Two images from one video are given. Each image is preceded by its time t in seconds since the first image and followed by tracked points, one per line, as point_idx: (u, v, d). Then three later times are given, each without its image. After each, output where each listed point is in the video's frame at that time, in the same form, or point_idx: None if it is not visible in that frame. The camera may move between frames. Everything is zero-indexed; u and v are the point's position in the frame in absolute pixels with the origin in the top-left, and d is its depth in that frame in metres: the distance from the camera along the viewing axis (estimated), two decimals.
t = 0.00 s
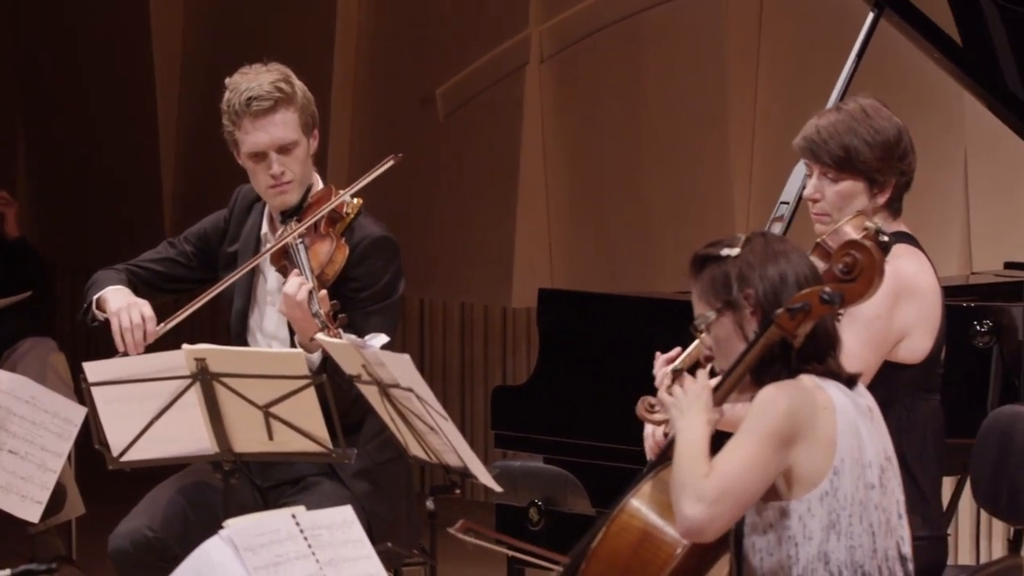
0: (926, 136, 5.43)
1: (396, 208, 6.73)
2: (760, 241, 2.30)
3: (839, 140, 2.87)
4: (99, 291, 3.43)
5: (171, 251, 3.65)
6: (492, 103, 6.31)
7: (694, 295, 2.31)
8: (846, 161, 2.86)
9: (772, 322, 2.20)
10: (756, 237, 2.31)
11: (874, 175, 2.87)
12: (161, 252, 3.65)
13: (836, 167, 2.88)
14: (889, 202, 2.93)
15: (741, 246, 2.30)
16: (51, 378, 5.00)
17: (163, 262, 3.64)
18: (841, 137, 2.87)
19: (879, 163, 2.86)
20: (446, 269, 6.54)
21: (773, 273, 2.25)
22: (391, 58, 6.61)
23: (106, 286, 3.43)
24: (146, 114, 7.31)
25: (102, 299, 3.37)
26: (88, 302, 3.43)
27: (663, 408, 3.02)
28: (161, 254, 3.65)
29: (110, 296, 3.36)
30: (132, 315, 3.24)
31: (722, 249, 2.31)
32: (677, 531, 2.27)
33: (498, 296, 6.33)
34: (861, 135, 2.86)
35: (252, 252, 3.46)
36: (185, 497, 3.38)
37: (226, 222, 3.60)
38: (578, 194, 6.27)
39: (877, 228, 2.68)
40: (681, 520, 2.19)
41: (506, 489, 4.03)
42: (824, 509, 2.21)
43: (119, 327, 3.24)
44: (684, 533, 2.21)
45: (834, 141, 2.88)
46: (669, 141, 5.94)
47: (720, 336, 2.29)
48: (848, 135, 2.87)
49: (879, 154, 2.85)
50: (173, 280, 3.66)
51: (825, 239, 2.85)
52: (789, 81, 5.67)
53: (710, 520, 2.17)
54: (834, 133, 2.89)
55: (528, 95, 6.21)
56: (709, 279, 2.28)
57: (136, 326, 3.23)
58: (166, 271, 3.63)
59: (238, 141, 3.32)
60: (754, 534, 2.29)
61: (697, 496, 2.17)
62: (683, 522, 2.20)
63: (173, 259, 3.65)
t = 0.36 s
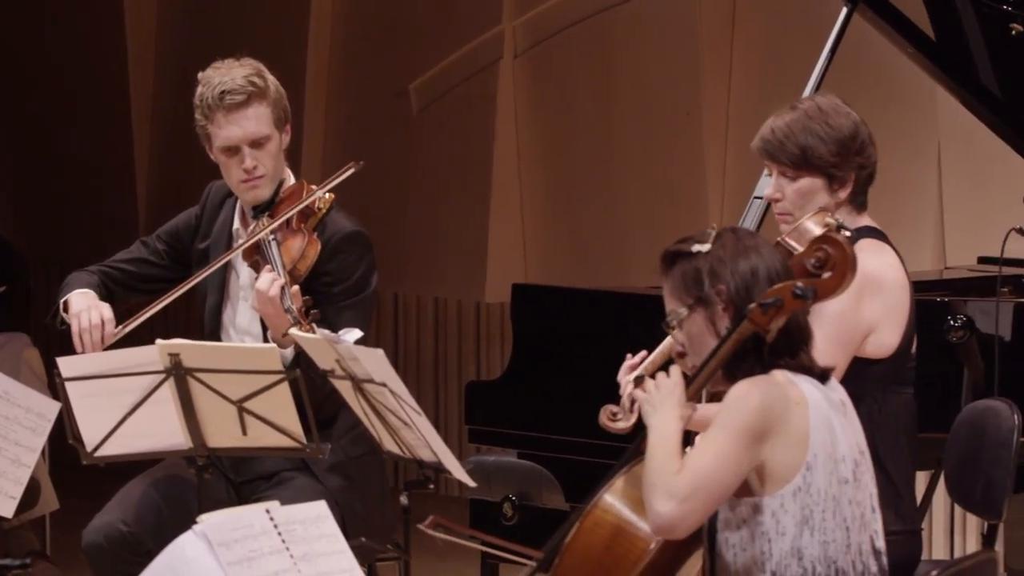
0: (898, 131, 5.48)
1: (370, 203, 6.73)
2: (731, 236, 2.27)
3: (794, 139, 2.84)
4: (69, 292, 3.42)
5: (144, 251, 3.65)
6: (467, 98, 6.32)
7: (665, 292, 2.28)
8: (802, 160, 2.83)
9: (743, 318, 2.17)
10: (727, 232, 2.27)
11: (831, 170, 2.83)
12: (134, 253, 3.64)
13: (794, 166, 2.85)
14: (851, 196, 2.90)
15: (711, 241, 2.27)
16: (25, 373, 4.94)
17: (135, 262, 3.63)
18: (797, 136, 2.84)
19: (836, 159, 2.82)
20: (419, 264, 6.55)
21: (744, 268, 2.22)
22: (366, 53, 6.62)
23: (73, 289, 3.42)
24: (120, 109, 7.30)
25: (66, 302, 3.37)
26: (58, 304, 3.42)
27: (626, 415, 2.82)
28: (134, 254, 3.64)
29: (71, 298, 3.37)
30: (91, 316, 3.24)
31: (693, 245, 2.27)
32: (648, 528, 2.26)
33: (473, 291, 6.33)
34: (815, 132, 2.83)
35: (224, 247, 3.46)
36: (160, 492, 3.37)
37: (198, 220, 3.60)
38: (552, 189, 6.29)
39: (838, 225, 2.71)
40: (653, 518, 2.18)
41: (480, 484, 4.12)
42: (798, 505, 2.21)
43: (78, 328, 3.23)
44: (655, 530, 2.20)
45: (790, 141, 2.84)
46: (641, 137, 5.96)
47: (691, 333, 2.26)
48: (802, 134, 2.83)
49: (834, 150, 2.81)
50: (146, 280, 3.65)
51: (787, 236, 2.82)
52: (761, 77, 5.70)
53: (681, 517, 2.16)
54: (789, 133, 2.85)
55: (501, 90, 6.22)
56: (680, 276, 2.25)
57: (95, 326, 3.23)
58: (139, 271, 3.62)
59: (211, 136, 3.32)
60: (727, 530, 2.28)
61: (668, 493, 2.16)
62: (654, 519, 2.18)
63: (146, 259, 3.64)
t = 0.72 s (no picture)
0: (886, 126, 5.50)
1: (357, 199, 6.74)
2: (714, 231, 2.27)
3: (767, 142, 2.81)
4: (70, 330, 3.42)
5: (133, 266, 3.64)
6: (454, 93, 6.32)
7: (649, 287, 2.27)
8: (779, 161, 2.80)
9: (731, 313, 2.17)
10: (710, 229, 2.28)
11: (808, 167, 2.81)
12: (123, 270, 3.64)
13: (771, 167, 2.82)
14: (830, 192, 2.88)
15: (695, 238, 2.26)
16: (12, 368, 4.90)
17: (126, 278, 3.62)
18: (772, 138, 2.81)
19: (812, 156, 2.79)
20: (407, 259, 6.56)
21: (729, 264, 2.22)
22: (353, 48, 6.63)
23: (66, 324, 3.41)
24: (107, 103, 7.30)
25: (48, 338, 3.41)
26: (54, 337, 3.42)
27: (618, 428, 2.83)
28: (124, 272, 3.63)
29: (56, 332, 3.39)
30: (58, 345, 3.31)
31: (677, 242, 2.26)
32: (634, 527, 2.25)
33: (461, 286, 6.34)
34: (788, 132, 2.80)
35: (207, 256, 3.46)
36: (149, 486, 3.38)
37: (180, 221, 3.59)
38: (539, 183, 6.31)
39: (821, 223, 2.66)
40: (638, 516, 2.17)
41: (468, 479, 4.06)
42: (785, 501, 2.22)
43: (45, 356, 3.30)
44: (641, 529, 2.19)
45: (765, 142, 2.81)
46: (629, 133, 5.98)
47: (677, 329, 2.25)
48: (776, 135, 2.81)
49: (809, 147, 2.79)
50: (139, 295, 3.64)
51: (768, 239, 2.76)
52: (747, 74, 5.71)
53: (666, 516, 2.15)
54: (764, 135, 2.82)
55: (487, 85, 6.23)
56: (665, 272, 2.24)
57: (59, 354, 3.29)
58: (132, 288, 3.61)
59: (190, 138, 3.31)
60: (714, 527, 2.28)
61: (652, 491, 2.14)
62: (639, 518, 2.17)
63: (137, 273, 3.63)
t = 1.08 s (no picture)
0: (880, 119, 5.50)
1: (352, 192, 6.75)
2: (705, 226, 2.24)
3: (757, 138, 2.81)
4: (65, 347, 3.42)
5: (128, 273, 3.63)
6: (448, 86, 6.33)
7: (636, 279, 2.25)
8: (769, 157, 2.80)
9: (726, 308, 2.13)
10: (700, 224, 2.24)
11: (798, 163, 2.81)
12: (121, 278, 3.63)
13: (762, 164, 2.82)
14: (820, 186, 2.88)
15: (686, 232, 2.24)
16: (5, 362, 4.90)
17: (124, 286, 3.62)
18: (760, 135, 2.81)
19: (801, 152, 2.80)
20: (401, 253, 6.57)
21: (719, 260, 2.19)
22: (347, 41, 6.64)
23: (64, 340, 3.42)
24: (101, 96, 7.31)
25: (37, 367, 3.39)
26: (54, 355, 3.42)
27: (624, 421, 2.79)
28: (121, 280, 3.62)
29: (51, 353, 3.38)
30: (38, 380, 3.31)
31: (667, 236, 2.24)
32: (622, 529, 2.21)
33: (455, 279, 6.35)
34: (778, 129, 2.80)
35: (190, 264, 3.46)
36: (140, 480, 3.37)
37: (167, 221, 3.58)
38: (532, 176, 6.30)
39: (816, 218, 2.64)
40: (624, 518, 2.14)
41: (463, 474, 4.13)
42: (778, 496, 2.15)
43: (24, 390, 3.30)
44: (627, 531, 2.15)
45: (754, 140, 2.82)
46: (623, 126, 5.98)
47: (665, 325, 2.22)
48: (766, 132, 2.81)
49: (798, 143, 2.79)
50: (138, 301, 3.64)
51: (765, 236, 2.74)
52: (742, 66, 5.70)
53: (652, 517, 2.11)
54: (752, 133, 2.83)
55: (481, 78, 6.22)
56: (654, 265, 2.21)
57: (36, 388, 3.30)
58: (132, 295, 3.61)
59: (167, 143, 3.29)
60: (708, 523, 2.22)
61: (638, 494, 2.12)
62: (624, 521, 2.14)
63: (133, 279, 3.62)
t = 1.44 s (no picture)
0: (875, 111, 5.50)
1: (347, 183, 6.75)
2: (693, 219, 2.22)
3: (751, 130, 2.82)
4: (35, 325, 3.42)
5: (118, 250, 3.61)
6: (442, 78, 6.33)
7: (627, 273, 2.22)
8: (764, 150, 2.81)
9: (721, 301, 2.13)
10: (688, 216, 2.23)
11: (792, 155, 2.81)
12: (108, 253, 3.62)
13: (757, 157, 2.82)
14: (815, 178, 2.88)
15: (674, 225, 2.22)
16: None
17: (110, 263, 3.61)
18: (754, 128, 2.81)
19: (796, 144, 2.80)
20: (396, 245, 6.58)
21: (708, 253, 2.18)
22: (342, 33, 6.64)
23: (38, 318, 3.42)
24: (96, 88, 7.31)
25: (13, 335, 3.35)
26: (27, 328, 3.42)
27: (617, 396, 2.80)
28: (108, 256, 3.61)
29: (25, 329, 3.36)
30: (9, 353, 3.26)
31: (656, 230, 2.21)
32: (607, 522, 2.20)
33: (450, 271, 6.35)
34: (772, 121, 2.80)
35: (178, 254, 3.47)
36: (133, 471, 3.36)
37: (161, 208, 3.57)
38: (526, 168, 6.31)
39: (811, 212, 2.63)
40: (609, 510, 2.13)
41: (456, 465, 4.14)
42: (771, 488, 2.16)
43: None
44: (613, 522, 2.14)
45: (748, 133, 2.82)
46: (617, 117, 5.98)
47: (654, 319, 2.20)
48: (760, 125, 2.81)
49: (794, 134, 2.79)
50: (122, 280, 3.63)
51: (761, 231, 2.74)
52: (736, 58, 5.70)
53: (638, 507, 2.11)
54: (746, 125, 2.83)
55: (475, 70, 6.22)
56: (645, 260, 2.19)
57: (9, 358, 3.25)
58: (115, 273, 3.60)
59: (156, 135, 3.28)
60: (702, 517, 2.21)
61: (623, 485, 2.11)
62: (610, 512, 2.13)
63: (123, 258, 3.61)
